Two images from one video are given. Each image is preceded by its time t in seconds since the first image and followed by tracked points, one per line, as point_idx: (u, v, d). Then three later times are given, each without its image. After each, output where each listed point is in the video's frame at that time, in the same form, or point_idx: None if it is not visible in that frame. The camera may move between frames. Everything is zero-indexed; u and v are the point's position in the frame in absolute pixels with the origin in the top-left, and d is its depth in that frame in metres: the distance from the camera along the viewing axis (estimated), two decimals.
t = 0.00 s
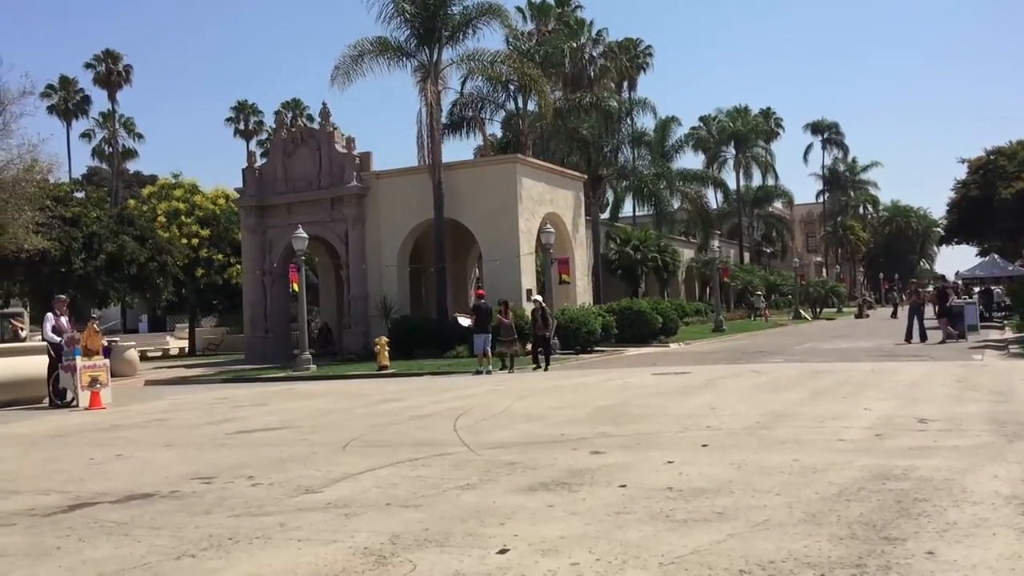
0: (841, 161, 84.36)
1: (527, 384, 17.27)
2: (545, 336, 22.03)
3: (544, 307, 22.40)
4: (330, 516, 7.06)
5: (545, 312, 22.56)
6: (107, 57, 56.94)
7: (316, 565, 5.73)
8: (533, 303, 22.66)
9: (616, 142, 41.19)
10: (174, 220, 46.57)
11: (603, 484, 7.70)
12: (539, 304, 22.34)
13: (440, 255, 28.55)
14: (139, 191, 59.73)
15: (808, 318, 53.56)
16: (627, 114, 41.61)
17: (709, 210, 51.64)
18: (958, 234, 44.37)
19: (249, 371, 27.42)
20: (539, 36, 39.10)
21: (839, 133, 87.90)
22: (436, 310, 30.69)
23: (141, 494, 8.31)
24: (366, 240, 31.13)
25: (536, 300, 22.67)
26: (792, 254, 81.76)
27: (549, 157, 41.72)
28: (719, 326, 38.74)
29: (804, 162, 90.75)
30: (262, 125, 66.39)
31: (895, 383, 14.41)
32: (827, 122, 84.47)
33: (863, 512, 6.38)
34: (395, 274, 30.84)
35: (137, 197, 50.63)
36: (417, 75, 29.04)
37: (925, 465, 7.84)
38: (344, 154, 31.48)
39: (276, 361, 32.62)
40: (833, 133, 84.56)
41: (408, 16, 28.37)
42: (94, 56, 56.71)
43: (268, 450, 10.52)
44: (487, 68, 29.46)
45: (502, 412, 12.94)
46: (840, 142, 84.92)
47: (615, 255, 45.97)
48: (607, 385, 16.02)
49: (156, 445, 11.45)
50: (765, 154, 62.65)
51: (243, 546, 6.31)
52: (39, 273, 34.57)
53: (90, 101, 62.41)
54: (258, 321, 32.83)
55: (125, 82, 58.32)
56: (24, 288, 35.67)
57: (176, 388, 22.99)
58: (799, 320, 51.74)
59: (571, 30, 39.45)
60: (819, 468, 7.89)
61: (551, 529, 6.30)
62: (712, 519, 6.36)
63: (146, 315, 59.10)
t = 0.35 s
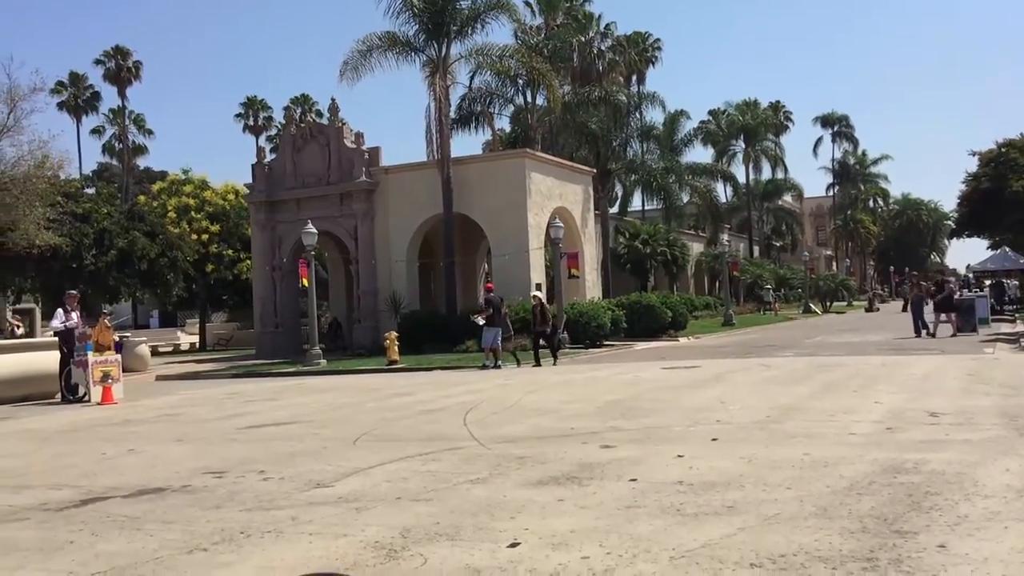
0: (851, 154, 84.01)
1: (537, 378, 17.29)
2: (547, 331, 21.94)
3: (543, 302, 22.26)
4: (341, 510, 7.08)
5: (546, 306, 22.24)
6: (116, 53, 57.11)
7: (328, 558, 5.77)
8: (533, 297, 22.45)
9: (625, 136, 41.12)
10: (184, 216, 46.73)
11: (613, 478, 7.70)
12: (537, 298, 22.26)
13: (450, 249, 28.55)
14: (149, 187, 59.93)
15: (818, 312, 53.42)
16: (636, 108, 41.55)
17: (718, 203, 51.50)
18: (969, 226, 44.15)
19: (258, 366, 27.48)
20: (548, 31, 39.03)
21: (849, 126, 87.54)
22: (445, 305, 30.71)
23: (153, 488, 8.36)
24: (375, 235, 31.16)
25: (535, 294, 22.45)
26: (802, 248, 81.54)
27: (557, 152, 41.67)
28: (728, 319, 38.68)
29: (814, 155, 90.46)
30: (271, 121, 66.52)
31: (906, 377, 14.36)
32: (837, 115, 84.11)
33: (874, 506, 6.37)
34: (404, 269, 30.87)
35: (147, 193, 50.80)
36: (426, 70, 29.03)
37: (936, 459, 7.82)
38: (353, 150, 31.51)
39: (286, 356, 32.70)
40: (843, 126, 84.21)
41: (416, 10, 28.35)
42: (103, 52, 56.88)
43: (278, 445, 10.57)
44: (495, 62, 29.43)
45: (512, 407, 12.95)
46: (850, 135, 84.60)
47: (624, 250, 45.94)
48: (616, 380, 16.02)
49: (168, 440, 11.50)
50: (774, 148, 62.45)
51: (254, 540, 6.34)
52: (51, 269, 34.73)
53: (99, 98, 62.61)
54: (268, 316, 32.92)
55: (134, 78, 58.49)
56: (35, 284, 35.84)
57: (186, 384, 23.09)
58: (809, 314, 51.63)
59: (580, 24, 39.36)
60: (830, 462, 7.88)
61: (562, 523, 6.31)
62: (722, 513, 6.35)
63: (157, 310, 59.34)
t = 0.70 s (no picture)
0: (865, 145, 83.54)
1: (550, 371, 17.29)
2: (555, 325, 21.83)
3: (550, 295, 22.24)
4: (356, 503, 7.11)
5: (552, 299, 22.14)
6: (129, 50, 57.35)
7: (343, 552, 5.80)
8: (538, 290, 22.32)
9: (637, 128, 40.99)
10: (197, 212, 46.95)
11: (628, 470, 7.70)
12: (543, 290, 22.10)
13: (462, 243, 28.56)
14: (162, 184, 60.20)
15: (833, 304, 53.17)
16: (648, 100, 41.45)
17: (731, 195, 51.30)
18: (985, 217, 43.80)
19: (273, 361, 27.61)
20: (559, 23, 38.86)
21: (862, 117, 86.98)
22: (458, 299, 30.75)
23: (170, 482, 8.41)
24: (388, 230, 31.22)
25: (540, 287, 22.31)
26: (815, 239, 81.21)
27: (570, 146, 41.61)
28: (742, 312, 38.56)
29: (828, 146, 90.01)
30: (284, 116, 66.68)
31: (921, 368, 14.29)
32: (851, 106, 83.62)
33: (890, 497, 6.34)
34: (417, 263, 30.92)
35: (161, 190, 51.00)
36: (437, 64, 29.01)
37: (953, 450, 7.78)
38: (366, 144, 31.55)
39: (300, 351, 32.82)
40: (856, 117, 83.72)
41: (427, 4, 28.33)
42: (116, 50, 57.12)
43: (293, 439, 10.61)
44: (506, 55, 29.40)
45: (526, 400, 12.97)
46: (864, 126, 84.11)
47: (636, 243, 45.87)
48: (630, 372, 16.01)
49: (184, 434, 11.56)
50: (788, 139, 62.17)
51: (270, 533, 6.37)
52: (65, 266, 35.02)
53: (112, 95, 62.89)
54: (282, 311, 33.05)
55: (147, 75, 58.73)
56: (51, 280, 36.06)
57: (201, 379, 23.23)
58: (823, 306, 51.42)
59: (591, 16, 39.24)
60: (846, 454, 7.84)
61: (577, 516, 6.32)
62: (738, 505, 6.34)
63: (172, 307, 59.66)
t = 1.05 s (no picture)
0: (880, 139, 83.07)
1: (565, 369, 17.28)
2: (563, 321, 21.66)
3: (557, 291, 22.03)
4: (372, 501, 7.12)
5: (559, 295, 21.92)
6: (142, 51, 57.61)
7: (360, 548, 5.82)
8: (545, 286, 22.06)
9: (650, 124, 40.86)
10: (212, 212, 47.17)
11: (644, 467, 7.69)
12: (550, 285, 21.82)
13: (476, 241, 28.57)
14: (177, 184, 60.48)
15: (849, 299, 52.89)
16: (661, 96, 41.33)
17: (745, 191, 51.10)
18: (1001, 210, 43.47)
19: (288, 360, 27.70)
20: (571, 20, 38.74)
21: (877, 111, 86.44)
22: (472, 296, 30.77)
23: (187, 481, 8.46)
24: (402, 228, 31.27)
25: (547, 284, 22.05)
26: (831, 234, 80.83)
27: (582, 143, 41.55)
28: (757, 308, 38.39)
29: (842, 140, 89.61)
30: (297, 115, 66.84)
31: (939, 363, 14.20)
32: (865, 100, 83.14)
33: (909, 492, 6.30)
34: (431, 261, 30.96)
35: (176, 190, 51.23)
36: (449, 62, 29.01)
37: (972, 445, 7.72)
38: (379, 143, 31.61)
39: (315, 349, 32.93)
40: (871, 110, 83.23)
41: (439, 2, 28.33)
42: (129, 50, 57.38)
43: (309, 438, 10.63)
44: (519, 53, 29.37)
45: (541, 397, 12.96)
46: (879, 120, 83.64)
47: (650, 239, 45.77)
48: (645, 369, 15.99)
49: (200, 433, 11.62)
50: (802, 134, 61.86)
51: (288, 531, 6.39)
52: (82, 266, 35.24)
53: (127, 96, 63.19)
54: (296, 310, 33.15)
55: (161, 75, 59.00)
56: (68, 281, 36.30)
57: (217, 378, 23.34)
58: (839, 301, 51.19)
59: (603, 13, 39.15)
60: (863, 450, 7.80)
61: (594, 513, 6.31)
62: (755, 501, 6.32)
63: (187, 306, 59.98)
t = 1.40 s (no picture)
0: (895, 137, 82.66)
1: (580, 368, 17.27)
2: (565, 323, 21.48)
3: (559, 293, 21.97)
4: (388, 500, 7.14)
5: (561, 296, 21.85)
6: (157, 52, 57.90)
7: (376, 548, 5.84)
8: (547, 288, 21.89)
9: (663, 124, 40.74)
10: (227, 213, 47.38)
11: (659, 467, 7.68)
12: (553, 286, 21.65)
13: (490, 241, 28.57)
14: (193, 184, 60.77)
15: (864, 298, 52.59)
16: (675, 95, 41.23)
17: (759, 190, 50.91)
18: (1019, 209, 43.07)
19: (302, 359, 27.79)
20: (584, 19, 38.62)
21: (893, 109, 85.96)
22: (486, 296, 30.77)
23: (204, 480, 8.50)
24: (416, 228, 31.32)
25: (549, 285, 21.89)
26: (846, 232, 80.44)
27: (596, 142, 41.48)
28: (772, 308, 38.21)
29: (857, 138, 89.17)
30: (311, 116, 67.05)
31: (956, 362, 14.12)
32: (881, 98, 82.69)
33: (926, 492, 6.26)
34: (445, 261, 30.99)
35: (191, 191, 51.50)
36: (463, 62, 29.03)
37: (989, 445, 7.67)
38: (393, 143, 31.67)
39: (330, 349, 33.03)
40: (887, 108, 82.77)
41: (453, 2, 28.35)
42: (145, 52, 57.71)
43: (324, 438, 10.66)
44: (532, 52, 29.35)
45: (556, 397, 12.96)
46: (894, 118, 83.18)
47: (664, 238, 45.66)
48: (659, 369, 15.97)
49: (216, 433, 11.67)
50: (816, 133, 61.54)
51: (304, 530, 6.42)
52: (99, 267, 35.49)
53: (142, 98, 63.53)
54: (311, 309, 33.25)
55: (176, 77, 59.28)
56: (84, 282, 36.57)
57: (233, 378, 23.45)
58: (855, 300, 50.90)
59: (616, 12, 39.08)
60: (879, 449, 7.76)
61: (609, 512, 6.30)
62: (771, 501, 6.30)
63: (203, 307, 60.28)
